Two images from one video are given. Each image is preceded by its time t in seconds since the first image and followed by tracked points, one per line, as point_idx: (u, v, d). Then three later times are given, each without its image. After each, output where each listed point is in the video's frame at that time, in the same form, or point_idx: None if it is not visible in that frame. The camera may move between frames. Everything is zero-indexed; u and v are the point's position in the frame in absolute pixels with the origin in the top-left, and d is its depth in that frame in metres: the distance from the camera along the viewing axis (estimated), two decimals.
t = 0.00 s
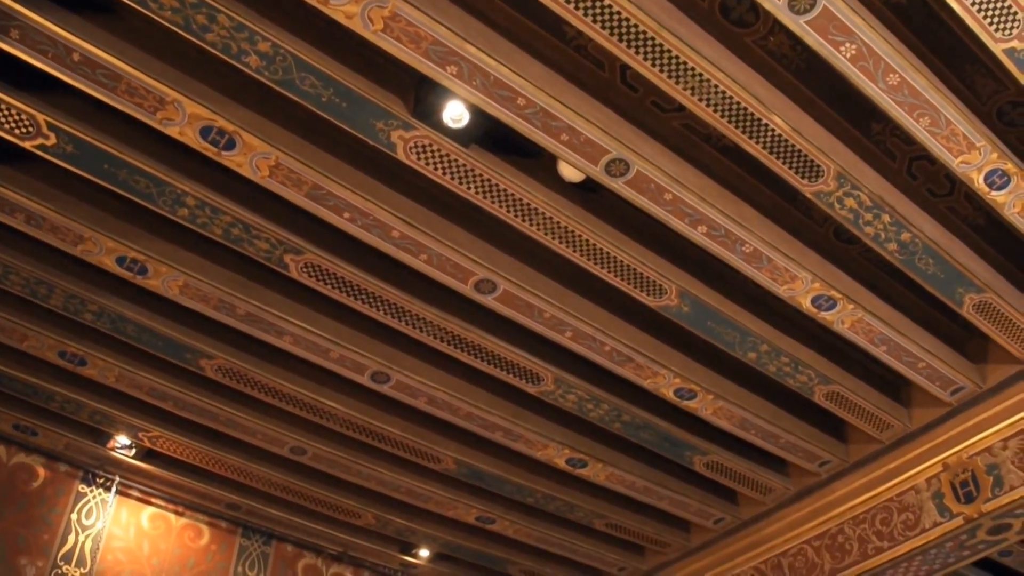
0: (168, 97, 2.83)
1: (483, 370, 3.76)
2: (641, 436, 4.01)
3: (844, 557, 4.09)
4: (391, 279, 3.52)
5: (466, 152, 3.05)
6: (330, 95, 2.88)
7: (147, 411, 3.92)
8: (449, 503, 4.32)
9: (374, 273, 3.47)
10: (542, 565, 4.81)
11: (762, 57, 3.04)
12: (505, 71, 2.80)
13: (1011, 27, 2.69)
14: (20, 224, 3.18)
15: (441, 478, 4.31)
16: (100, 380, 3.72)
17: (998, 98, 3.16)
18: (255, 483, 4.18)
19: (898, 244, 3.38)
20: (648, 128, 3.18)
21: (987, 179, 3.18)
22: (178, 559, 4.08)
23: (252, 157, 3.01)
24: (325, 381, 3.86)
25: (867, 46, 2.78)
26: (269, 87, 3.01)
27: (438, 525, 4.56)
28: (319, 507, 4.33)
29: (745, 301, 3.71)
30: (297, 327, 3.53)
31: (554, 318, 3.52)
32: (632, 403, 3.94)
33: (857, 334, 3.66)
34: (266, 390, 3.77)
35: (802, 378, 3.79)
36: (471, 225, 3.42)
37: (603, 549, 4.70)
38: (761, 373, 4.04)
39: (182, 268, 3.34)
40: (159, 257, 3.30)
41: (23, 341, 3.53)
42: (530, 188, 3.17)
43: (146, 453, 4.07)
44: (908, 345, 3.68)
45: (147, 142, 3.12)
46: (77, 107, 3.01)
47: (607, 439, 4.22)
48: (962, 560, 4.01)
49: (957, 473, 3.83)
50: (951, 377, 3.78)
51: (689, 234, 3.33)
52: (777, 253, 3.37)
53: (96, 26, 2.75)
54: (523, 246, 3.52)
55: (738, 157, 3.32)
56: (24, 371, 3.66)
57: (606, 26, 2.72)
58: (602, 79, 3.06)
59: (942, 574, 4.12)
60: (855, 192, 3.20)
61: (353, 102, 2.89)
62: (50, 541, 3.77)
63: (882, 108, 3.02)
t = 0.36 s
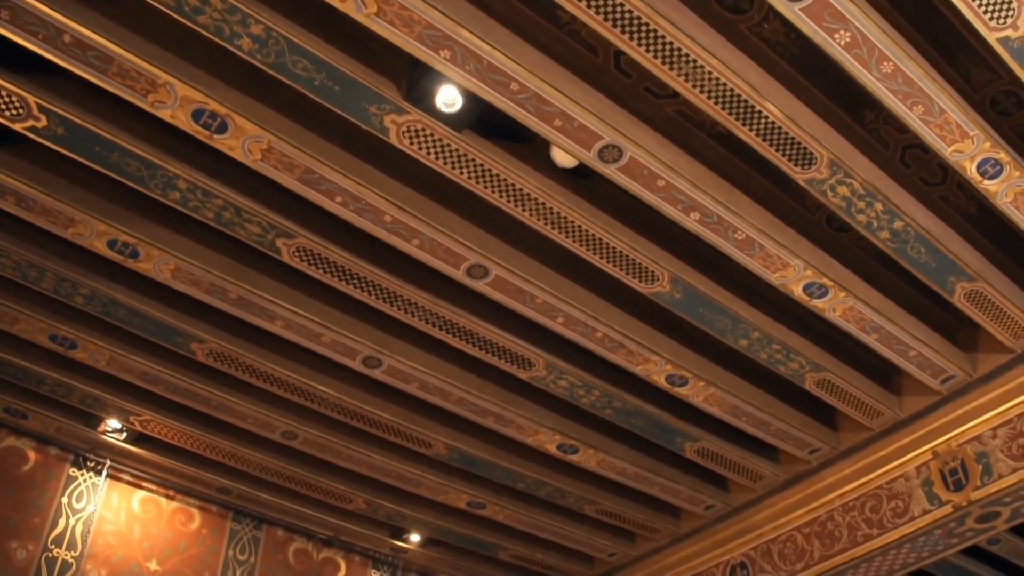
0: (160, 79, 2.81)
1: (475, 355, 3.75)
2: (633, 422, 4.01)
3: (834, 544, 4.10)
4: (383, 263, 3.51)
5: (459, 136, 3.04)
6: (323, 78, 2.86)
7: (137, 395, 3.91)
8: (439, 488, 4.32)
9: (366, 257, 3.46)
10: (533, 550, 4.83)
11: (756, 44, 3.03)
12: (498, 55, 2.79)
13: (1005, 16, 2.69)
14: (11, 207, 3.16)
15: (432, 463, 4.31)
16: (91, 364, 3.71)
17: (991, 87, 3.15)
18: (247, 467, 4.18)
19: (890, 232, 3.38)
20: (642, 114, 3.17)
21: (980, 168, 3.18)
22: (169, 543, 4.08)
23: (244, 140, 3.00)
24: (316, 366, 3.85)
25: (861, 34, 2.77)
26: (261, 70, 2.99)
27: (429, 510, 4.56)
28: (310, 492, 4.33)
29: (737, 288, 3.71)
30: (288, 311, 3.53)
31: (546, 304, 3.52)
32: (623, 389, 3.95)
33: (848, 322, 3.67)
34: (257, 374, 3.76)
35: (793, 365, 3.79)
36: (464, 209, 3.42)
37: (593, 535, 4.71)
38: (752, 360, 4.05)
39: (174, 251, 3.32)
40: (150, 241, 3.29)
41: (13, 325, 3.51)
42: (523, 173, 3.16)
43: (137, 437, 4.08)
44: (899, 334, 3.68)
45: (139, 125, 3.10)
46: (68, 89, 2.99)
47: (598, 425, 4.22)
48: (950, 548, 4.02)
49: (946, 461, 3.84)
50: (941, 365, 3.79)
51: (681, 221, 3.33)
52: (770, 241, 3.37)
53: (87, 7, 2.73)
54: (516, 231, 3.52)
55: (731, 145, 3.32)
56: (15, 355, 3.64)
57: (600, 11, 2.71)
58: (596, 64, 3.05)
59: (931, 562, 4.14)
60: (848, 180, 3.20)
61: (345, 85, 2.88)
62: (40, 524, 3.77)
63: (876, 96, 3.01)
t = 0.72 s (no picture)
0: (152, 62, 2.79)
1: (467, 340, 3.75)
2: (624, 408, 4.02)
3: (824, 531, 4.11)
4: (375, 247, 3.50)
5: (452, 121, 3.03)
6: (316, 62, 2.85)
7: (129, 379, 3.90)
8: (431, 473, 4.33)
9: (358, 242, 3.45)
10: (524, 535, 4.84)
11: (750, 30, 3.02)
12: (492, 40, 2.78)
13: (1000, 4, 2.68)
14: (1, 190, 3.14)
15: (424, 448, 4.31)
16: (83, 348, 3.70)
17: (985, 75, 3.15)
18: (238, 452, 4.17)
19: (882, 220, 3.38)
20: (635, 99, 3.17)
21: (973, 156, 3.17)
22: (161, 527, 4.09)
23: (236, 124, 2.98)
24: (308, 350, 3.85)
25: (856, 20, 2.76)
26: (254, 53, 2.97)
27: (421, 495, 4.57)
28: (302, 477, 4.33)
29: (730, 275, 3.71)
30: (280, 295, 3.52)
31: (538, 290, 3.51)
32: (615, 375, 3.95)
33: (840, 309, 3.67)
34: (249, 359, 3.75)
35: (785, 352, 3.80)
36: (456, 194, 3.41)
37: (584, 521, 4.73)
38: (744, 347, 4.05)
39: (165, 235, 3.31)
40: (141, 225, 3.27)
41: (4, 309, 3.50)
42: (516, 157, 3.15)
43: (128, 421, 4.04)
44: (891, 321, 3.69)
45: (130, 108, 3.08)
46: (59, 72, 2.97)
47: (590, 411, 4.23)
48: (939, 535, 4.04)
49: (937, 449, 3.85)
50: (932, 353, 3.80)
51: (675, 207, 3.32)
52: (762, 228, 3.37)
53: None
54: (508, 216, 3.51)
55: (724, 131, 3.31)
56: (6, 339, 3.63)
57: None
58: (590, 49, 3.04)
59: (920, 549, 4.15)
60: (842, 167, 3.19)
61: (338, 69, 2.86)
62: (31, 508, 3.76)
63: (870, 83, 3.00)
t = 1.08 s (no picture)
0: (144, 45, 2.77)
1: (460, 325, 3.75)
2: (617, 394, 4.02)
3: (814, 517, 4.12)
4: (367, 231, 3.49)
5: (445, 106, 3.02)
6: (309, 46, 2.83)
7: (121, 363, 3.89)
8: (423, 458, 4.33)
9: (350, 226, 3.44)
10: (516, 520, 4.86)
11: (745, 16, 3.01)
12: (486, 24, 2.76)
13: None
14: None
15: (416, 433, 4.32)
16: (75, 332, 3.69)
17: (979, 63, 3.15)
18: (230, 436, 4.17)
19: (876, 207, 3.37)
20: (630, 85, 3.16)
21: (967, 143, 3.17)
22: (153, 511, 4.09)
23: (229, 108, 2.97)
24: (300, 335, 3.84)
25: (851, 7, 2.76)
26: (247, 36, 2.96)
27: (413, 480, 4.57)
28: (294, 461, 4.33)
29: (723, 261, 3.71)
30: (272, 280, 3.51)
31: (531, 275, 3.51)
32: (608, 361, 3.95)
33: (832, 296, 3.68)
34: (241, 343, 3.75)
35: (777, 339, 3.80)
36: (449, 178, 3.40)
37: (576, 506, 4.74)
38: (736, 333, 4.06)
39: (157, 219, 3.30)
40: (133, 209, 3.26)
41: None
42: (509, 142, 3.14)
43: (120, 405, 4.04)
44: (883, 309, 3.69)
45: (122, 91, 3.06)
46: (51, 54, 2.95)
47: (582, 397, 4.23)
48: (929, 522, 4.06)
49: (927, 437, 3.88)
50: (924, 341, 3.81)
51: (668, 193, 3.32)
52: (756, 214, 3.36)
53: None
54: (502, 202, 3.50)
55: (718, 117, 3.30)
56: None
57: None
58: (584, 34, 3.03)
59: (910, 536, 4.17)
60: (835, 154, 3.18)
61: (331, 53, 2.85)
62: (23, 492, 3.75)
63: (864, 70, 3.00)
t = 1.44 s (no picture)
0: (138, 27, 2.75)
1: (453, 310, 3.75)
2: (610, 380, 4.03)
3: (806, 504, 4.14)
4: (361, 215, 3.48)
5: (440, 90, 3.00)
6: (303, 29, 2.81)
7: (114, 347, 3.88)
8: (416, 443, 4.33)
9: (344, 210, 3.43)
10: (508, 505, 4.87)
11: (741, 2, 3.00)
12: (481, 8, 2.75)
13: None
14: None
15: (409, 418, 4.32)
16: (67, 315, 3.68)
17: (975, 51, 3.14)
18: (223, 420, 4.17)
19: (870, 195, 3.37)
20: (625, 71, 3.15)
21: (962, 132, 3.16)
22: (146, 495, 4.09)
23: (222, 90, 2.95)
24: (293, 319, 3.83)
25: None
26: (241, 19, 2.94)
27: (406, 465, 4.58)
28: (287, 446, 4.33)
29: (717, 248, 3.71)
30: (265, 263, 3.50)
31: (525, 260, 3.50)
32: (601, 347, 3.95)
33: (826, 284, 3.68)
34: (234, 327, 3.74)
35: (770, 326, 3.81)
36: (443, 163, 3.39)
37: (568, 491, 4.75)
38: (730, 320, 4.06)
39: (151, 202, 3.28)
40: (126, 192, 3.24)
41: None
42: (503, 127, 3.13)
43: (112, 389, 4.04)
44: (877, 297, 3.70)
45: (115, 73, 3.05)
46: (43, 35, 2.93)
47: (576, 382, 4.24)
48: (919, 510, 4.08)
49: (919, 425, 3.89)
50: (917, 329, 3.82)
51: (663, 179, 3.31)
52: (750, 201, 3.36)
53: None
54: (496, 186, 3.50)
55: (713, 103, 3.30)
56: None
57: None
58: (580, 19, 3.02)
59: (901, 523, 4.19)
60: (830, 141, 3.17)
61: (325, 36, 2.83)
62: (16, 475, 3.75)
63: (860, 57, 2.99)
